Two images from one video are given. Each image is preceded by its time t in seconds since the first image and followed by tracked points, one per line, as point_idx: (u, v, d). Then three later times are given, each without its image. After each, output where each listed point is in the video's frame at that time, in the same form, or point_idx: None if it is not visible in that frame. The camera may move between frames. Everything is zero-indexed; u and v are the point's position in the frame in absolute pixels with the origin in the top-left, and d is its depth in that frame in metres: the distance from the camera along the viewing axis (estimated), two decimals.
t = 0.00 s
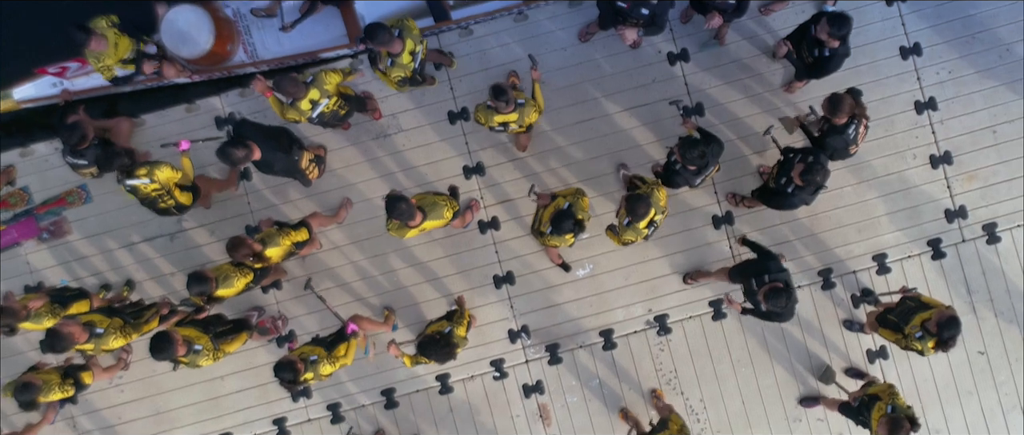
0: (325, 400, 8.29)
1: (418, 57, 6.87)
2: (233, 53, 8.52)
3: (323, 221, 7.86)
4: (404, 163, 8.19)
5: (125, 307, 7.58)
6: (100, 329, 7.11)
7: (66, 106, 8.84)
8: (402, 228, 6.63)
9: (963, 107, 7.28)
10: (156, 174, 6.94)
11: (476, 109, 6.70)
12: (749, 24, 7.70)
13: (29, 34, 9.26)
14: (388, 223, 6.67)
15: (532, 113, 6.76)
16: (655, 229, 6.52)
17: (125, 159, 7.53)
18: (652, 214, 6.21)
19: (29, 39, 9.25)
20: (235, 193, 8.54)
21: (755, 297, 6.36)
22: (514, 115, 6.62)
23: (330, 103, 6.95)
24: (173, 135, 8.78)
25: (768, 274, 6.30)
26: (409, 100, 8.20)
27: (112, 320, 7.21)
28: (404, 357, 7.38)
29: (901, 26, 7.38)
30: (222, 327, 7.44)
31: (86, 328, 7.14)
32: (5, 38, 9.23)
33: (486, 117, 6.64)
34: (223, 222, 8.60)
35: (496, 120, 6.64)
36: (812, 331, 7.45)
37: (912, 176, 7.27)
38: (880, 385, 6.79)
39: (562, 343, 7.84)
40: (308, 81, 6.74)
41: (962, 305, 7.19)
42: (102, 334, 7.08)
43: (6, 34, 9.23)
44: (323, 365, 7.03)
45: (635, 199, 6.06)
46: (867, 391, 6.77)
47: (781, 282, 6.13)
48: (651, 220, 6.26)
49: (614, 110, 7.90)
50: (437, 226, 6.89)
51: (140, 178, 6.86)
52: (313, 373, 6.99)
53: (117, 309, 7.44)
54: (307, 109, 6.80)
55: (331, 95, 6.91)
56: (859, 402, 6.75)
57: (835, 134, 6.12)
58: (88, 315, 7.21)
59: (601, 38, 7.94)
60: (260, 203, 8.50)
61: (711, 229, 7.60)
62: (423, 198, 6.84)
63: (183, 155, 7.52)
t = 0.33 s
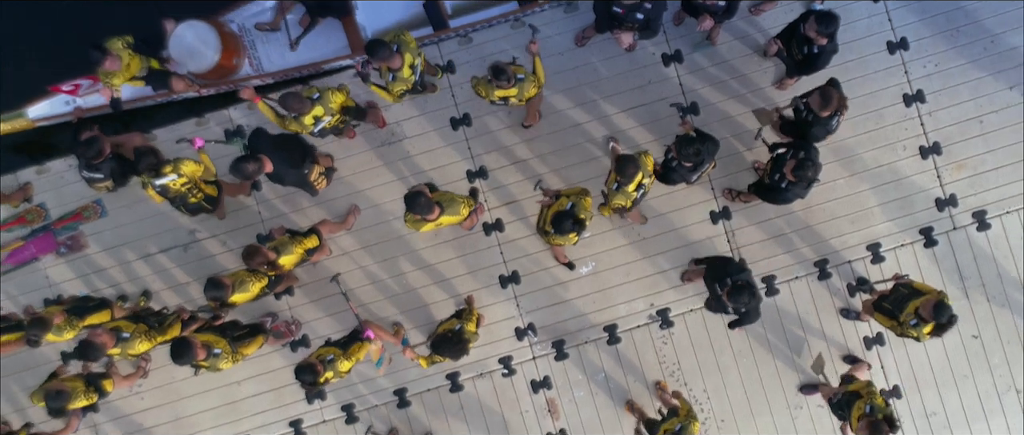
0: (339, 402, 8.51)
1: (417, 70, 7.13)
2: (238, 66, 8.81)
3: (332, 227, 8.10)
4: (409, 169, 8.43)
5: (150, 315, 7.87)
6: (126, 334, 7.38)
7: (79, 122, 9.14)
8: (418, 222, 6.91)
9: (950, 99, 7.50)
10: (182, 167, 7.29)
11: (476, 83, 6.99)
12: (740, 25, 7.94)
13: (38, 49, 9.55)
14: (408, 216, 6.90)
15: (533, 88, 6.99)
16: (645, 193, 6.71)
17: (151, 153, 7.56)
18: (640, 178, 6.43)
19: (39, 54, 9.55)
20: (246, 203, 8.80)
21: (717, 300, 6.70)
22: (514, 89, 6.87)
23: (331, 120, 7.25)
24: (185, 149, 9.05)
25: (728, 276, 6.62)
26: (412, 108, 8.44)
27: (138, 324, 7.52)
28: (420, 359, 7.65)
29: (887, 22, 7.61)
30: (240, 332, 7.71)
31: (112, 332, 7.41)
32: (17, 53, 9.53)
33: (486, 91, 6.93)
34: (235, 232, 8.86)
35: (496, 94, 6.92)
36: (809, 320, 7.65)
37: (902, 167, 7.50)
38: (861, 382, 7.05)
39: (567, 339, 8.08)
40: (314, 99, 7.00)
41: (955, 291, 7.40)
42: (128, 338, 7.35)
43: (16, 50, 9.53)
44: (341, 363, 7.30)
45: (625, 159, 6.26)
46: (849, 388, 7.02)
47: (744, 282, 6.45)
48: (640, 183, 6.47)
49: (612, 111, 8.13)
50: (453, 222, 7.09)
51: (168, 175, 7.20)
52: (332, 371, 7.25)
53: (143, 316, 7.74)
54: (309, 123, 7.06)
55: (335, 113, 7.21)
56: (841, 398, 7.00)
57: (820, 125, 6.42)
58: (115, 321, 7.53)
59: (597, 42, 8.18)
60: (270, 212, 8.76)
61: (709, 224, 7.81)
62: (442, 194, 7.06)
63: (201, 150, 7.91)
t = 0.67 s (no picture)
0: (354, 403, 8.75)
1: (417, 74, 7.37)
2: (244, 80, 9.06)
3: (341, 233, 8.36)
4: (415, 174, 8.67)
5: (173, 322, 8.20)
6: (154, 341, 7.73)
7: (93, 139, 9.40)
8: (419, 202, 7.16)
9: (938, 90, 7.72)
10: (201, 179, 7.57)
11: (490, 65, 7.33)
12: (732, 25, 8.17)
13: (41, 48, 9.96)
14: (411, 191, 7.14)
15: (543, 61, 7.32)
16: (635, 160, 7.03)
17: (172, 162, 7.62)
18: (631, 144, 6.73)
19: (42, 52, 9.96)
20: (258, 212, 9.08)
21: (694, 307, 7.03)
22: (526, 64, 7.20)
23: (333, 133, 7.49)
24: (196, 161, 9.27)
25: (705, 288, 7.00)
26: (415, 115, 8.69)
27: (164, 332, 7.84)
28: (434, 357, 7.93)
29: (875, 17, 7.83)
30: (258, 336, 7.96)
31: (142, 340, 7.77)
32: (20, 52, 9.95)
33: (501, 71, 7.25)
34: (248, 240, 9.14)
35: (510, 72, 7.24)
36: (807, 309, 7.86)
37: (893, 158, 7.73)
38: (844, 375, 7.27)
39: (573, 336, 8.32)
40: (316, 112, 7.23)
41: (949, 277, 7.61)
42: (156, 345, 7.69)
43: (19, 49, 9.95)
44: (365, 365, 7.55)
45: (619, 124, 6.52)
46: (832, 381, 7.24)
47: (719, 295, 6.85)
48: (631, 150, 6.79)
49: (610, 113, 8.38)
50: (451, 209, 7.30)
51: (187, 184, 7.49)
52: (356, 373, 7.49)
53: (167, 324, 8.07)
54: (312, 135, 7.29)
55: (336, 126, 7.45)
56: (827, 392, 7.26)
57: (785, 118, 6.75)
58: (143, 330, 7.86)
59: (593, 46, 8.42)
60: (282, 220, 9.04)
61: (708, 219, 8.04)
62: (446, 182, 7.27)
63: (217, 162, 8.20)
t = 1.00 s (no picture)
0: (368, 402, 9.03)
1: (418, 76, 7.63)
2: (252, 93, 9.32)
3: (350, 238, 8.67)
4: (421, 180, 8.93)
5: (194, 328, 8.55)
6: (179, 347, 8.07)
7: (107, 154, 9.70)
8: (410, 178, 7.44)
9: (926, 84, 7.94)
10: (218, 192, 7.88)
11: (502, 54, 7.66)
12: (725, 26, 8.40)
13: (42, 48, 10.32)
14: (406, 164, 7.40)
15: (551, 37, 7.61)
16: (626, 150, 7.34)
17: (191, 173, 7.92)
18: (622, 133, 7.04)
19: (43, 52, 10.32)
20: (270, 221, 9.38)
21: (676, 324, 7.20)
22: (536, 42, 7.49)
23: (342, 143, 7.77)
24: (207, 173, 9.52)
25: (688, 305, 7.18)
26: (419, 122, 8.95)
27: (188, 338, 8.19)
28: (443, 355, 8.22)
29: (863, 14, 8.05)
30: (276, 339, 8.26)
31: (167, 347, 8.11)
32: (23, 52, 10.31)
33: (514, 56, 7.57)
34: (261, 248, 9.44)
35: (523, 55, 7.55)
36: (805, 300, 8.09)
37: (885, 151, 7.95)
38: (819, 366, 7.58)
39: (578, 332, 8.58)
40: (326, 122, 7.50)
41: (941, 265, 7.84)
42: (181, 350, 8.04)
43: (22, 49, 10.30)
44: (395, 368, 7.81)
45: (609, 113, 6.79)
46: (809, 375, 7.58)
47: (703, 315, 7.06)
48: (622, 139, 7.10)
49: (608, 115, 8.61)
50: (438, 196, 7.62)
51: (204, 195, 7.79)
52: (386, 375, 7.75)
53: (188, 330, 8.41)
54: (321, 143, 7.50)
55: (345, 136, 7.73)
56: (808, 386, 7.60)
57: (750, 110, 7.02)
58: (168, 337, 8.20)
59: (590, 50, 8.67)
60: (293, 228, 9.33)
61: (706, 216, 8.28)
62: (442, 170, 7.52)
63: (230, 173, 8.51)
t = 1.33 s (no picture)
0: (379, 401, 9.29)
1: (421, 76, 7.85)
2: (259, 103, 9.62)
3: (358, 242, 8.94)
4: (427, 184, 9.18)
5: (213, 334, 8.87)
6: (200, 351, 8.39)
7: (121, 166, 10.01)
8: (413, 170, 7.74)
9: (915, 79, 8.16)
10: (225, 214, 8.19)
11: (505, 56, 7.98)
12: (719, 28, 8.64)
13: (44, 49, 10.62)
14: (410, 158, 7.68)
15: (547, 30, 7.87)
16: (608, 148, 7.66)
17: (198, 200, 8.26)
18: (606, 133, 7.33)
19: (45, 53, 10.63)
20: (281, 228, 9.67)
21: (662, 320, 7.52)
22: (534, 38, 7.75)
23: (353, 148, 8.06)
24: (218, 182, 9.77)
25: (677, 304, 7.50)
26: (423, 128, 9.22)
27: (208, 342, 8.51)
28: (452, 354, 8.49)
29: (852, 13, 8.27)
30: (291, 343, 8.60)
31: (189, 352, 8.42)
32: (25, 53, 10.62)
33: (518, 56, 7.89)
34: (273, 254, 9.72)
35: (524, 51, 7.80)
36: (801, 291, 8.32)
37: (876, 146, 8.17)
38: (798, 360, 7.79)
39: (582, 329, 8.83)
40: (338, 128, 7.76)
41: (932, 256, 8.08)
42: (203, 354, 8.37)
43: (24, 49, 10.62)
44: (421, 368, 8.05)
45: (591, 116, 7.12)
46: (788, 370, 7.80)
47: (688, 314, 7.38)
48: (605, 139, 7.39)
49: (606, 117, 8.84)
50: (438, 189, 7.87)
51: (213, 220, 8.12)
52: (412, 375, 8.00)
53: (207, 336, 8.73)
54: (334, 149, 7.77)
55: (356, 141, 8.01)
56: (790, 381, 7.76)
57: (722, 96, 7.34)
58: (189, 342, 8.51)
59: (588, 55, 8.92)
60: (303, 234, 9.62)
61: (704, 213, 8.51)
62: (446, 166, 7.81)
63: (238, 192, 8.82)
